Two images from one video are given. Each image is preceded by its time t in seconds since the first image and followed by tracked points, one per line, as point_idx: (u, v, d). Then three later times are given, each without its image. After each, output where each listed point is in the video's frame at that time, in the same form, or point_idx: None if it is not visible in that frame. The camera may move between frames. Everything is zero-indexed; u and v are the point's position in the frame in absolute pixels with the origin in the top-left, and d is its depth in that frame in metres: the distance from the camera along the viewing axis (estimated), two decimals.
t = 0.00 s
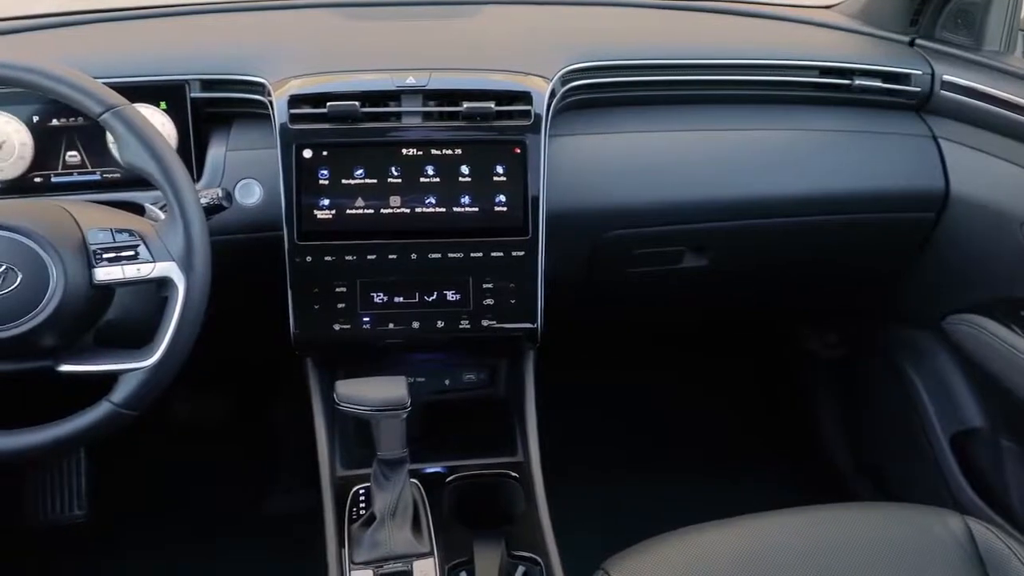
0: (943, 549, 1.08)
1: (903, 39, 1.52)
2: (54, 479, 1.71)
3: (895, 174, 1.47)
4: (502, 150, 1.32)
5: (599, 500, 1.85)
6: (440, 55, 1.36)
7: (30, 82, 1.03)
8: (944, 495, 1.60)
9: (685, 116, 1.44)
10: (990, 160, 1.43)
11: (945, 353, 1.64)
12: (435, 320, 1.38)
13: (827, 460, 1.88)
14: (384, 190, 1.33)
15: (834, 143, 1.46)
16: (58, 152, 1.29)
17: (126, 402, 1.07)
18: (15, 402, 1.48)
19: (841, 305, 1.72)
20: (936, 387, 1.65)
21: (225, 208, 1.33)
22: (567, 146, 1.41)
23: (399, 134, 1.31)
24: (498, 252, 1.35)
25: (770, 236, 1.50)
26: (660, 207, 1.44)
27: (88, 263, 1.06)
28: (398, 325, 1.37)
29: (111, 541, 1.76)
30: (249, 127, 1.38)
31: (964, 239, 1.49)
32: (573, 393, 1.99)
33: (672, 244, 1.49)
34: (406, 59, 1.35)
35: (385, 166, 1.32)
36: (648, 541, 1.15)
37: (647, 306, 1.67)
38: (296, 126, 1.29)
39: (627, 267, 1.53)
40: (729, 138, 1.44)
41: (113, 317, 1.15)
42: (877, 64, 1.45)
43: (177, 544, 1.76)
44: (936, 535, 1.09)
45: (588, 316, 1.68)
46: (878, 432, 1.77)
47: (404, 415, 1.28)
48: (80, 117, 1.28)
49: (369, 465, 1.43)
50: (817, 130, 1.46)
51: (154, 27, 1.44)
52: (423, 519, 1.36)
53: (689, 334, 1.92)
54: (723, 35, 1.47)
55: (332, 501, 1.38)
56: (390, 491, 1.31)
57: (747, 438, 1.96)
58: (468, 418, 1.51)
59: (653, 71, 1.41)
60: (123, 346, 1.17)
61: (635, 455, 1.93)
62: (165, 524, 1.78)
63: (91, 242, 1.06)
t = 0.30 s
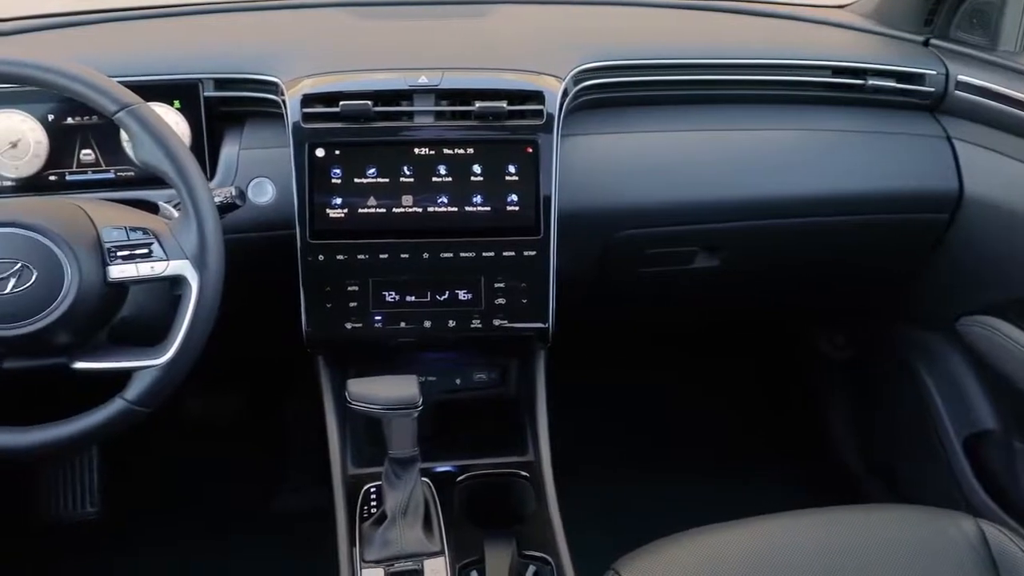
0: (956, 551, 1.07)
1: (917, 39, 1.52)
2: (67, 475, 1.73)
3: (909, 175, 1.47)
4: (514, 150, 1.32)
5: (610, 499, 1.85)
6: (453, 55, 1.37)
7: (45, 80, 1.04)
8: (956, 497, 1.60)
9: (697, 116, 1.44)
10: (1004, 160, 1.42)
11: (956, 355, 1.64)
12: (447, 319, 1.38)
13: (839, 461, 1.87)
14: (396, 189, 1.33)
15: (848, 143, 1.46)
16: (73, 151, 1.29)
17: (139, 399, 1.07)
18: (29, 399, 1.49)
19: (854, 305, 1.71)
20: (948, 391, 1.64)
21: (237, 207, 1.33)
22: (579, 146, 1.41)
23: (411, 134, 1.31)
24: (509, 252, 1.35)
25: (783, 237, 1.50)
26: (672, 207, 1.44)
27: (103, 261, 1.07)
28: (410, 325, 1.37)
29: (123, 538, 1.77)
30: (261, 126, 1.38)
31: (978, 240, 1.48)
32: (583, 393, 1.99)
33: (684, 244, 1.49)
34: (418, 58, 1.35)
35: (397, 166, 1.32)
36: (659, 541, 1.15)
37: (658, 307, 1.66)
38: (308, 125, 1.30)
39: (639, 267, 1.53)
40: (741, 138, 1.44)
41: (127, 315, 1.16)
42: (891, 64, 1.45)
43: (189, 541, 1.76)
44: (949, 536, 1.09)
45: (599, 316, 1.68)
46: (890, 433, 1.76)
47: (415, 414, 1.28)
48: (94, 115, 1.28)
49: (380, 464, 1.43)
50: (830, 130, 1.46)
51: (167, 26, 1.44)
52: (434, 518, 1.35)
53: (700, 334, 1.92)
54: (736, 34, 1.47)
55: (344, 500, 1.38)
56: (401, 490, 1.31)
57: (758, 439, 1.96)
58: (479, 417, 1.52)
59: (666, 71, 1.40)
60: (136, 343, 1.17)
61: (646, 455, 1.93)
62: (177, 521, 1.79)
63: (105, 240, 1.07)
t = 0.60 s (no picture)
0: (970, 554, 1.07)
1: (932, 39, 1.51)
2: (79, 471, 1.75)
3: (923, 176, 1.47)
4: (527, 149, 1.32)
5: (621, 499, 1.85)
6: (465, 54, 1.37)
7: (60, 79, 1.04)
8: (970, 499, 1.59)
9: (710, 116, 1.44)
10: (1019, 161, 1.41)
11: (970, 356, 1.62)
12: (458, 318, 1.38)
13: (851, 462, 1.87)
14: (409, 188, 1.33)
15: (862, 143, 1.45)
16: (87, 149, 1.30)
17: (153, 396, 1.08)
18: (44, 396, 1.49)
19: (867, 306, 1.71)
20: (962, 392, 1.63)
21: (251, 205, 1.34)
22: (591, 145, 1.41)
23: (424, 133, 1.31)
24: (521, 251, 1.35)
25: (797, 237, 1.50)
26: (684, 207, 1.44)
27: (117, 258, 1.07)
28: (421, 323, 1.38)
29: (136, 535, 1.77)
30: (274, 125, 1.39)
31: (993, 241, 1.48)
32: (594, 392, 1.98)
33: (696, 244, 1.49)
34: (431, 57, 1.36)
35: (409, 165, 1.32)
36: (671, 541, 1.15)
37: (670, 306, 1.66)
38: (321, 124, 1.30)
39: (651, 267, 1.53)
40: (754, 138, 1.44)
41: (141, 312, 1.16)
42: (906, 64, 1.44)
43: (202, 538, 1.77)
44: (963, 539, 1.09)
45: (611, 316, 1.68)
46: (903, 434, 1.76)
47: (427, 413, 1.28)
48: (109, 113, 1.29)
49: (392, 462, 1.43)
50: (843, 131, 1.45)
51: (180, 25, 1.45)
52: (445, 516, 1.35)
53: (712, 334, 1.92)
54: (750, 34, 1.47)
55: (355, 498, 1.39)
56: (412, 489, 1.32)
57: (769, 439, 1.95)
58: (490, 417, 1.52)
59: (679, 71, 1.40)
60: (150, 341, 1.18)
61: (657, 455, 1.93)
62: (190, 518, 1.79)
63: (119, 237, 1.07)
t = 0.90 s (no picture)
0: (984, 557, 1.07)
1: (947, 39, 1.51)
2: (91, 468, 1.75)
3: (936, 176, 1.46)
4: (539, 148, 1.32)
5: (632, 500, 1.85)
6: (478, 54, 1.37)
7: (75, 77, 1.04)
8: (984, 502, 1.58)
9: (723, 116, 1.44)
10: None
11: (984, 358, 1.62)
12: (470, 317, 1.38)
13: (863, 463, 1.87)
14: (421, 186, 1.33)
15: (876, 143, 1.45)
16: (102, 147, 1.30)
17: (166, 393, 1.08)
18: (58, 393, 1.50)
19: (880, 306, 1.70)
20: (975, 395, 1.63)
21: (264, 203, 1.35)
22: (604, 145, 1.41)
23: (437, 132, 1.31)
24: (533, 250, 1.35)
25: (810, 237, 1.50)
26: (697, 207, 1.44)
27: (132, 256, 1.07)
28: (433, 322, 1.38)
29: (148, 532, 1.78)
30: (287, 124, 1.39)
31: (1009, 242, 1.47)
32: (605, 392, 1.98)
33: (708, 244, 1.49)
34: (444, 56, 1.36)
35: (422, 164, 1.32)
36: (683, 542, 1.14)
37: (682, 307, 1.66)
38: (334, 123, 1.30)
39: (663, 267, 1.53)
40: (767, 138, 1.43)
41: (155, 309, 1.17)
42: (921, 64, 1.44)
43: (214, 535, 1.77)
44: (977, 541, 1.08)
45: (623, 315, 1.68)
46: (916, 435, 1.75)
47: (438, 412, 1.29)
48: (124, 112, 1.30)
49: (403, 461, 1.44)
50: (857, 131, 1.45)
51: (194, 24, 1.45)
52: (456, 516, 1.35)
53: (724, 334, 1.91)
54: (763, 33, 1.46)
55: (367, 496, 1.39)
56: (423, 487, 1.32)
57: (781, 441, 1.95)
58: (502, 417, 1.52)
59: (692, 70, 1.40)
60: (164, 338, 1.18)
61: (668, 456, 1.93)
62: (202, 515, 1.80)
63: (134, 235, 1.08)
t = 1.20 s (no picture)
0: (999, 558, 1.06)
1: (962, 39, 1.50)
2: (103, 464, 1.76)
3: (950, 177, 1.46)
4: (552, 147, 1.32)
5: (644, 500, 1.84)
6: (491, 53, 1.37)
7: (89, 75, 1.04)
8: (996, 503, 1.58)
9: (736, 115, 1.43)
10: None
11: (998, 359, 1.62)
12: (481, 317, 1.38)
13: (875, 465, 1.86)
14: (434, 185, 1.33)
15: (890, 144, 1.44)
16: (116, 145, 1.31)
17: (180, 391, 1.09)
18: (71, 387, 1.52)
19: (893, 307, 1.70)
20: (989, 396, 1.63)
21: (277, 201, 1.36)
22: (616, 144, 1.41)
23: (449, 131, 1.31)
24: (545, 250, 1.35)
25: (822, 238, 1.49)
26: (710, 207, 1.43)
27: (146, 254, 1.08)
28: (445, 322, 1.38)
29: (159, 529, 1.79)
30: (300, 123, 1.39)
31: None
32: (616, 393, 1.98)
33: (720, 245, 1.49)
34: (456, 55, 1.36)
35: (435, 163, 1.33)
36: (696, 542, 1.14)
37: (693, 307, 1.66)
38: (347, 122, 1.31)
39: (675, 267, 1.53)
40: (780, 138, 1.43)
41: (168, 308, 1.17)
42: (937, 65, 1.43)
43: (226, 532, 1.78)
44: (991, 543, 1.08)
45: (634, 315, 1.68)
46: (929, 437, 1.74)
47: (449, 410, 1.28)
48: (139, 110, 1.30)
49: (414, 459, 1.44)
50: (871, 131, 1.44)
51: (199, 23, 1.45)
52: (467, 514, 1.35)
53: (736, 334, 1.90)
54: (775, 33, 1.46)
55: (378, 495, 1.39)
56: (435, 486, 1.32)
57: (793, 442, 1.95)
58: (515, 417, 1.52)
59: (705, 70, 1.40)
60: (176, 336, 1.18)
61: (680, 456, 1.93)
62: (214, 513, 1.81)
63: (148, 234, 1.08)
